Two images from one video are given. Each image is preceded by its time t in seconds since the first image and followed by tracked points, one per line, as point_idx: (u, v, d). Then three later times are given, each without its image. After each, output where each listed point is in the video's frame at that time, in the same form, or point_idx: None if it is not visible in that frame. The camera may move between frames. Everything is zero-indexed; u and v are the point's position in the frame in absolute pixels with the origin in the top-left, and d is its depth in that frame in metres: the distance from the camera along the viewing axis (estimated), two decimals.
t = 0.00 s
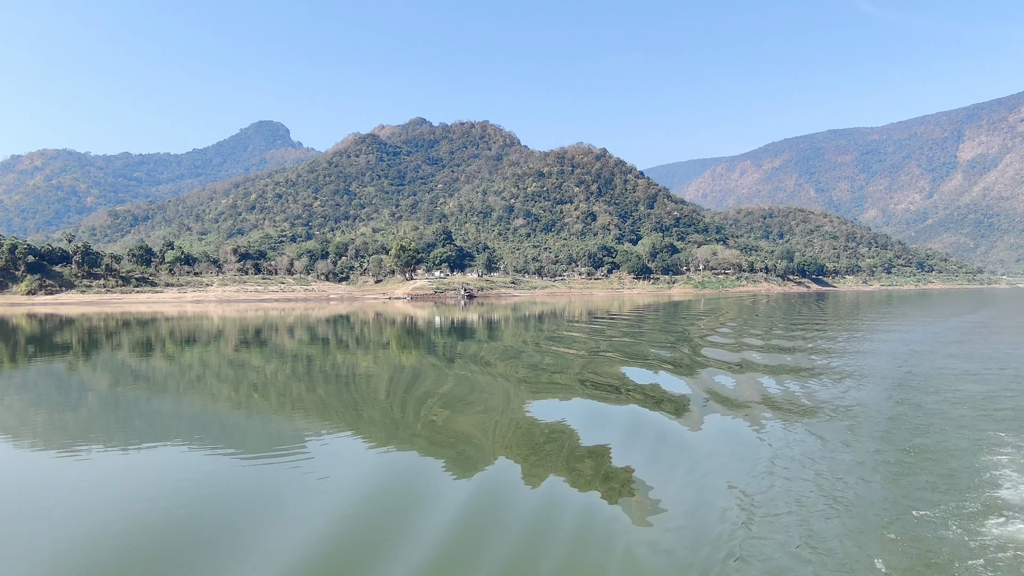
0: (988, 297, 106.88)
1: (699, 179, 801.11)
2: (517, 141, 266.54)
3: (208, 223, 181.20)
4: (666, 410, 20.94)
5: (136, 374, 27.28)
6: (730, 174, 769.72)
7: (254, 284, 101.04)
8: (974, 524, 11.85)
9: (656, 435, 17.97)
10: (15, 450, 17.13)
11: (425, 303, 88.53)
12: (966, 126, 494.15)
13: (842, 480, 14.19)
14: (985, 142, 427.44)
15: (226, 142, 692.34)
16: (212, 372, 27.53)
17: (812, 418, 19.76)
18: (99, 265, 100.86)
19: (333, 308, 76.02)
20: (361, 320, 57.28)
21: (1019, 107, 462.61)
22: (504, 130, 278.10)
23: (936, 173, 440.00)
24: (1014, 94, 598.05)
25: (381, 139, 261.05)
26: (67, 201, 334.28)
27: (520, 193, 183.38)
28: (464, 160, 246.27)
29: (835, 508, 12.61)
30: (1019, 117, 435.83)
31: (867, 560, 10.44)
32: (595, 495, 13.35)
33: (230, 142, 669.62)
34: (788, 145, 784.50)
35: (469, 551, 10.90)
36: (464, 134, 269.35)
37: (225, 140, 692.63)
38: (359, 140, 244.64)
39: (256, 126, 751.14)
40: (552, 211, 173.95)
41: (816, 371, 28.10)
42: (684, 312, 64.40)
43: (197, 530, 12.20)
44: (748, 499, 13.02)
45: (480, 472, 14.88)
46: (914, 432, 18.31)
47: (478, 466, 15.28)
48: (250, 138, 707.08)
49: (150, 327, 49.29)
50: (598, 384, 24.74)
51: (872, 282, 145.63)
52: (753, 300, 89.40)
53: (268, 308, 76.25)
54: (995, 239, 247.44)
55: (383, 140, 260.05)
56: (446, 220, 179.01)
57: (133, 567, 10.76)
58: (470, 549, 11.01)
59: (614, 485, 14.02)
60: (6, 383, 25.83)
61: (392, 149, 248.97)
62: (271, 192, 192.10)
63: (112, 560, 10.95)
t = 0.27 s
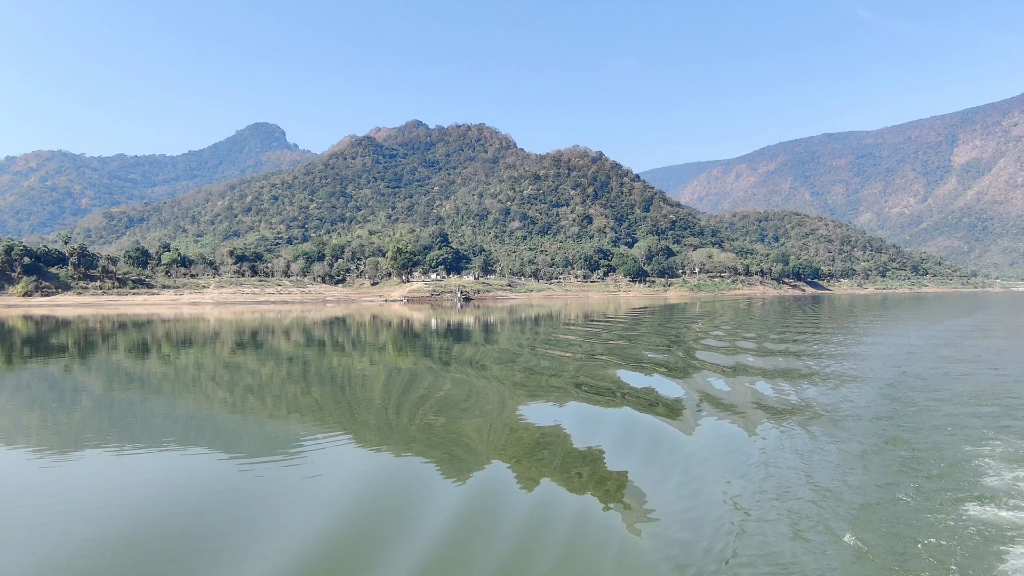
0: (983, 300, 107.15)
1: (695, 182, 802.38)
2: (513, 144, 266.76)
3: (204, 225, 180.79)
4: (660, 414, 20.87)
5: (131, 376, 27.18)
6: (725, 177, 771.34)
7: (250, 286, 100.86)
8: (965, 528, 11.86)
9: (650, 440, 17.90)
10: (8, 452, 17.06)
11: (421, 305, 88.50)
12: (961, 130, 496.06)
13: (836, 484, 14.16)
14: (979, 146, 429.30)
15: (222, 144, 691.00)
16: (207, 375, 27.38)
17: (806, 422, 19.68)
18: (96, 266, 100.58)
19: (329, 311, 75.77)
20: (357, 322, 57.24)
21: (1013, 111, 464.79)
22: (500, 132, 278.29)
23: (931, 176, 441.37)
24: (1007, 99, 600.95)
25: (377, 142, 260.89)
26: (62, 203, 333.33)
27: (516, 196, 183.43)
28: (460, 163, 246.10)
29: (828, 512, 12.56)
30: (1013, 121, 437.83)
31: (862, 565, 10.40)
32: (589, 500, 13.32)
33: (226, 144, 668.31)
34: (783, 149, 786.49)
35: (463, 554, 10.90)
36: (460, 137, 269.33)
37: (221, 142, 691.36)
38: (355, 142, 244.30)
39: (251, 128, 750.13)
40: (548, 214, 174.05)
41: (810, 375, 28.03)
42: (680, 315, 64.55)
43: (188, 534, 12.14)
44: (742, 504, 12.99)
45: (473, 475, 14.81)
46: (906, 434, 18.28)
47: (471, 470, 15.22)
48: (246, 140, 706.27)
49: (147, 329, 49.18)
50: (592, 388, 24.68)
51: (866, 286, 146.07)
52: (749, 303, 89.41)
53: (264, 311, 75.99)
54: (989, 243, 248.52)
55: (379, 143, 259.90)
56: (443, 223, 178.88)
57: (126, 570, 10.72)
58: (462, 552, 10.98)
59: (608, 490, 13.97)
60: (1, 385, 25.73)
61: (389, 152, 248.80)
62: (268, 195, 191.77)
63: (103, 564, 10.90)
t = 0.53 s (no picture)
0: (970, 301, 108.07)
1: (685, 184, 804.66)
2: (504, 145, 266.81)
3: (194, 226, 179.87)
4: (649, 415, 20.92)
5: (120, 378, 27.00)
6: (715, 178, 774.07)
7: (242, 287, 100.40)
8: (950, 527, 12.02)
9: (640, 441, 17.91)
10: None
11: (413, 307, 88.41)
12: (948, 132, 499.51)
13: (823, 485, 14.26)
14: (967, 148, 432.58)
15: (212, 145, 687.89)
16: (198, 376, 27.28)
17: (795, 423, 19.71)
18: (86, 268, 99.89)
19: (321, 312, 75.58)
20: (349, 323, 57.06)
21: (1000, 113, 468.53)
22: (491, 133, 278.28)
23: (918, 178, 444.36)
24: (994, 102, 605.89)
25: (368, 143, 260.38)
26: (50, 204, 330.87)
27: (507, 198, 183.45)
28: (451, 164, 245.89)
29: (815, 513, 12.66)
30: (1000, 123, 441.34)
31: (847, 565, 10.46)
32: (578, 501, 13.34)
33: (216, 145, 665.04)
34: (773, 150, 790.03)
35: (452, 554, 10.93)
36: (451, 138, 269.15)
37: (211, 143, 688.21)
38: (345, 143, 243.64)
39: (241, 129, 746.83)
40: (539, 215, 174.20)
41: (800, 376, 28.16)
42: (672, 316, 64.70)
43: (177, 534, 12.13)
44: (730, 505, 13.07)
45: (463, 477, 14.84)
46: (892, 436, 18.45)
47: (461, 471, 15.25)
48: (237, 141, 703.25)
49: (137, 331, 48.85)
50: (581, 389, 24.70)
51: (855, 286, 146.96)
52: (739, 303, 89.82)
53: (256, 312, 75.68)
54: (976, 244, 250.48)
55: (370, 144, 259.39)
56: (434, 224, 178.74)
57: (114, 570, 10.72)
58: (452, 554, 10.96)
59: (597, 491, 14.03)
60: None
61: (380, 153, 248.40)
62: (258, 196, 191.01)
63: (92, 564, 10.89)
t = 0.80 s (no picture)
0: (952, 300, 109.19)
1: (671, 185, 807.61)
2: (490, 145, 266.81)
3: (179, 227, 178.59)
4: (634, 415, 20.96)
5: (104, 380, 26.75)
6: (701, 179, 777.51)
7: (228, 288, 99.74)
8: (930, 527, 12.15)
9: (624, 442, 17.93)
10: None
11: (400, 307, 88.17)
12: (930, 133, 504.38)
13: (805, 485, 14.39)
14: (948, 149, 437.09)
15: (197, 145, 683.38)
16: (182, 378, 27.06)
17: (779, 423, 19.81)
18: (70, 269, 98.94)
19: (307, 313, 75.28)
20: (335, 324, 56.79)
21: (981, 115, 473.70)
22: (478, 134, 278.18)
23: (901, 178, 448.29)
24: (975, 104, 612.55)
25: (354, 143, 259.57)
26: (32, 204, 327.53)
27: (494, 198, 183.40)
28: (437, 164, 245.50)
29: (797, 513, 12.75)
30: (981, 125, 446.14)
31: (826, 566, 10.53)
32: (563, 502, 13.33)
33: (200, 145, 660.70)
34: (758, 151, 794.47)
35: (436, 555, 10.92)
36: (438, 139, 268.84)
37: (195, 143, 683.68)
38: (331, 143, 242.76)
39: (225, 128, 742.16)
40: (526, 216, 174.30)
41: (783, 376, 28.34)
42: (658, 316, 64.91)
43: (160, 535, 12.07)
44: (714, 504, 13.13)
45: (448, 477, 14.84)
46: (873, 436, 18.64)
47: (446, 472, 15.23)
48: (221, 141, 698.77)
49: (122, 332, 48.38)
50: (567, 390, 24.73)
51: (839, 287, 148.07)
52: (724, 304, 90.27)
53: (242, 313, 75.27)
54: (958, 245, 253.03)
55: (356, 144, 258.60)
56: (420, 224, 178.40)
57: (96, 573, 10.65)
58: (436, 554, 10.96)
59: (581, 491, 14.05)
60: None
61: (366, 153, 247.68)
62: (243, 196, 189.98)
63: (75, 565, 10.85)
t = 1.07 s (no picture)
0: (932, 301, 110.47)
1: (655, 187, 810.72)
2: (475, 147, 266.70)
3: (161, 228, 177.16)
4: (617, 417, 21.07)
5: (85, 383, 26.44)
6: (684, 181, 781.06)
7: (211, 290, 99.04)
8: (909, 524, 12.27)
9: (608, 443, 18.02)
10: None
11: (385, 309, 88.00)
12: (909, 136, 510.03)
13: (787, 484, 14.51)
14: (927, 152, 442.36)
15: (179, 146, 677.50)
16: (164, 381, 26.83)
17: (760, 425, 19.93)
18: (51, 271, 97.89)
19: (291, 315, 74.78)
20: (320, 326, 56.49)
21: (959, 118, 479.76)
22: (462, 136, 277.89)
23: (881, 181, 452.84)
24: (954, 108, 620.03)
25: (338, 145, 258.49)
26: (11, 205, 323.76)
27: (478, 200, 183.29)
28: (422, 166, 244.97)
29: (779, 512, 12.84)
30: (959, 128, 451.84)
31: (805, 564, 10.62)
32: (545, 504, 13.37)
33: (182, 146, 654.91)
34: (740, 153, 799.69)
35: (417, 557, 10.92)
36: (422, 140, 268.45)
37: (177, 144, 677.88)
38: (315, 144, 241.70)
39: (208, 128, 736.50)
40: (510, 218, 174.42)
41: (765, 376, 28.51)
42: (641, 317, 65.18)
43: (141, 539, 11.99)
44: (697, 505, 13.20)
45: (432, 479, 14.82)
46: (853, 434, 18.81)
47: (430, 474, 15.20)
48: (204, 142, 693.36)
49: (104, 335, 47.92)
50: (550, 392, 24.82)
51: (821, 288, 149.36)
52: (707, 305, 90.77)
53: (225, 315, 74.67)
54: (937, 246, 255.98)
55: (340, 146, 257.65)
56: (405, 226, 178.00)
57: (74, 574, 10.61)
58: (419, 557, 10.94)
59: (565, 493, 14.09)
60: None
61: (350, 155, 246.77)
62: (226, 198, 188.71)
63: (51, 569, 10.76)
